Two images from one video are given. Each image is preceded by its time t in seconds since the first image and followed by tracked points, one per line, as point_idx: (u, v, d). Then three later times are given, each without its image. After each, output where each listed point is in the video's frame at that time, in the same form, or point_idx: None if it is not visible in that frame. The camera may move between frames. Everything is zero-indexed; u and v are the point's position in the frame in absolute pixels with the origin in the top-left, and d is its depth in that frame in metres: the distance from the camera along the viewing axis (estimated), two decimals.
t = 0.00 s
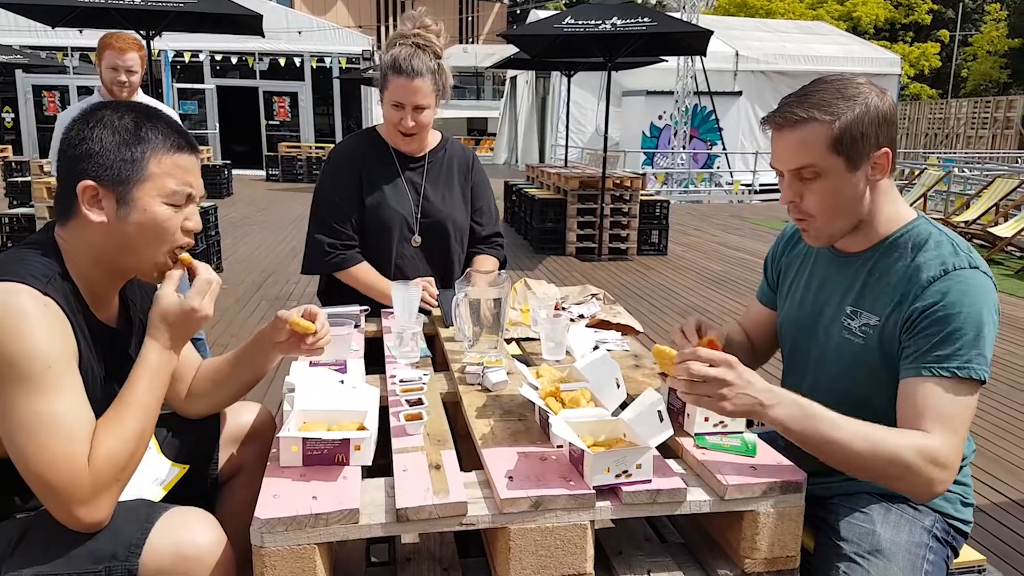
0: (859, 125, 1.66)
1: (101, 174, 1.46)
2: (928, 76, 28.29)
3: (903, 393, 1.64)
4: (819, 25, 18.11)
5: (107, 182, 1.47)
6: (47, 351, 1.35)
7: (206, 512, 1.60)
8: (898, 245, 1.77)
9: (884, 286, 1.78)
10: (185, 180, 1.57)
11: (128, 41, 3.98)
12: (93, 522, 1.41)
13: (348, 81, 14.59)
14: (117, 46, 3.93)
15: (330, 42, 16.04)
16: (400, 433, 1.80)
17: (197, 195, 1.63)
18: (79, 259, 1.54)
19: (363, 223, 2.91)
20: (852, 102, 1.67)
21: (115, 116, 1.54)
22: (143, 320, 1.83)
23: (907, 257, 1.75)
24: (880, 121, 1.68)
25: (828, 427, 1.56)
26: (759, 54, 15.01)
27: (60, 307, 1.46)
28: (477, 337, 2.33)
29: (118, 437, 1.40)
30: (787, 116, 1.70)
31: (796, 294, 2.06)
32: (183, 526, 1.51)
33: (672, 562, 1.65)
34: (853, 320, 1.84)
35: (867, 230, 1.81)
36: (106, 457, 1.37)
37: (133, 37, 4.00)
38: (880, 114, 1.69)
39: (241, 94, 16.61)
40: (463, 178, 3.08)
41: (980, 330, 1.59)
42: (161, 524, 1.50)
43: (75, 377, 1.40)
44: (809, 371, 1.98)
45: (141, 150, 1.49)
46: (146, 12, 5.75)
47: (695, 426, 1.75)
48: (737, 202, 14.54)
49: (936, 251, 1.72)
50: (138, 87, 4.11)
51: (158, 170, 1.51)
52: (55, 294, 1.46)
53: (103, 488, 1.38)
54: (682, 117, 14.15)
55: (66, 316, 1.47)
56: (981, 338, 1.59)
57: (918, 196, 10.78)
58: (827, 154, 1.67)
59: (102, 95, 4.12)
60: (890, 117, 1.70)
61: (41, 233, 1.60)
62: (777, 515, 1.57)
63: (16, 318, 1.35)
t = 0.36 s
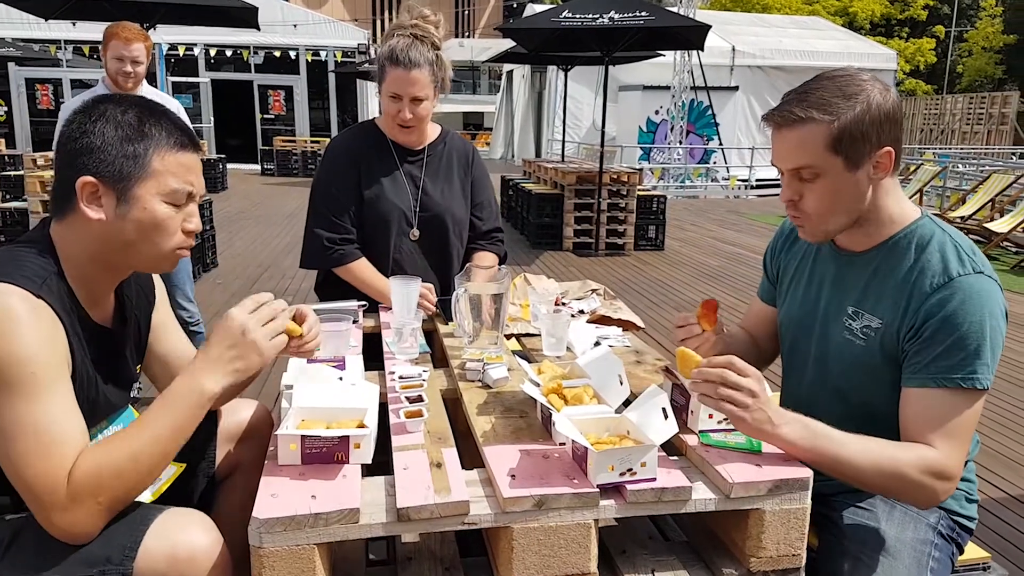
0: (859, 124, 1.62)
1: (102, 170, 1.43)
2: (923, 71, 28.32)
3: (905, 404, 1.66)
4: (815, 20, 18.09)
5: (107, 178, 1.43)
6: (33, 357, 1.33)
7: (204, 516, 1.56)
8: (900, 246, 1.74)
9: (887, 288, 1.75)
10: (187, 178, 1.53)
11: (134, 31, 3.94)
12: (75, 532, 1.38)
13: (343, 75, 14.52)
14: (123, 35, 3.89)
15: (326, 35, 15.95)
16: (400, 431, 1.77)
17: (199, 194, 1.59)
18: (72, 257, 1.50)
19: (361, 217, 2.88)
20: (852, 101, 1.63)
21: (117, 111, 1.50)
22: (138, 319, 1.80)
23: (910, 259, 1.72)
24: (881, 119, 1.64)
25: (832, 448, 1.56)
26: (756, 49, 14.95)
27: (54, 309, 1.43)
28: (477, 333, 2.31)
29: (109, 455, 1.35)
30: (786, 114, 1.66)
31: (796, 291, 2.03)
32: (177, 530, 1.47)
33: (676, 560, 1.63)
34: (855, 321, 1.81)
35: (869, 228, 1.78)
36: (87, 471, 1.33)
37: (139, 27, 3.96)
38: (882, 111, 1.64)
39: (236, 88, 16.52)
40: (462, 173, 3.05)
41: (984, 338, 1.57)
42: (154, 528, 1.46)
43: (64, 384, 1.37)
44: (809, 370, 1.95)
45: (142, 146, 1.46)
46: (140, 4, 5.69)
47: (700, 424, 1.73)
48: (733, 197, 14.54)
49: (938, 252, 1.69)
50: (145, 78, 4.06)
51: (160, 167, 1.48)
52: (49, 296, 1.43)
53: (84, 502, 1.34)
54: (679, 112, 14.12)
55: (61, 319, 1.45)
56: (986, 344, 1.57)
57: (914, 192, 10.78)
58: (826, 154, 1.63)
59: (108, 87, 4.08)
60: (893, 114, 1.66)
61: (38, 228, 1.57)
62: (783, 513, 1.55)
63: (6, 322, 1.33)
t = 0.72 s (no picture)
0: (862, 123, 1.59)
1: (94, 175, 1.40)
2: (915, 67, 28.39)
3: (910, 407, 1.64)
4: (808, 15, 18.08)
5: (99, 181, 1.41)
6: (20, 365, 1.29)
7: (196, 521, 1.53)
8: (905, 246, 1.71)
9: (891, 288, 1.72)
10: (176, 166, 1.52)
11: (135, 22, 3.86)
12: (60, 545, 1.37)
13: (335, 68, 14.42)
14: (125, 26, 3.81)
15: (318, 28, 15.85)
16: (399, 429, 1.74)
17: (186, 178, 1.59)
18: (61, 258, 1.48)
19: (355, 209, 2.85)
20: (855, 99, 1.60)
21: (93, 104, 1.45)
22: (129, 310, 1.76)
23: (916, 259, 1.69)
24: (885, 117, 1.61)
25: (836, 452, 1.55)
26: (749, 44, 14.94)
27: (36, 314, 1.39)
28: (476, 329, 2.28)
29: (102, 473, 1.34)
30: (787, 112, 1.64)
31: (798, 289, 2.00)
32: (170, 536, 1.43)
33: (680, 561, 1.61)
34: (858, 321, 1.78)
35: (872, 226, 1.75)
36: (76, 491, 1.31)
37: (140, 18, 3.88)
38: (885, 109, 1.61)
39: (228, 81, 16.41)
40: (458, 166, 3.01)
41: (990, 341, 1.55)
42: (142, 538, 1.42)
43: (49, 393, 1.33)
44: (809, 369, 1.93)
45: (130, 142, 1.43)
46: None
47: (703, 422, 1.71)
48: (727, 192, 14.54)
49: (944, 254, 1.66)
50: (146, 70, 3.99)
51: (152, 162, 1.46)
52: (31, 301, 1.39)
53: (70, 518, 1.32)
54: (673, 106, 14.11)
55: (46, 324, 1.41)
56: (993, 347, 1.55)
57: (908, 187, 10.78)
58: (828, 154, 1.60)
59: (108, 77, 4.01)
60: (897, 112, 1.63)
61: (15, 225, 1.51)
62: (788, 513, 1.52)
63: None
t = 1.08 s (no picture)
0: (858, 112, 1.58)
1: (82, 162, 1.37)
2: (909, 62, 28.42)
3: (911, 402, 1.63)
4: (802, 10, 18.07)
5: (87, 169, 1.37)
6: (18, 350, 1.28)
7: (183, 523, 1.51)
8: (903, 238, 1.70)
9: (890, 282, 1.71)
10: (169, 163, 1.48)
11: (133, 17, 3.79)
12: (80, 527, 1.35)
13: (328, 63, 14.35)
14: (123, 21, 3.76)
15: (311, 23, 15.77)
16: (391, 427, 1.72)
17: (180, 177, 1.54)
18: (52, 250, 1.45)
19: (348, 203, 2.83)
20: (849, 90, 1.59)
21: (90, 97, 1.44)
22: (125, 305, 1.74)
23: (915, 251, 1.68)
24: (880, 107, 1.60)
25: (834, 447, 1.55)
26: (743, 39, 14.94)
27: (31, 299, 1.37)
28: (469, 325, 2.26)
29: (114, 452, 1.32)
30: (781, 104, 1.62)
31: (795, 284, 1.99)
32: (155, 539, 1.42)
33: (675, 559, 1.60)
34: (858, 315, 1.76)
35: (870, 219, 1.74)
36: (90, 470, 1.30)
37: (138, 12, 3.82)
38: (880, 98, 1.61)
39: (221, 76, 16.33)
40: (449, 161, 3.00)
41: (992, 332, 1.55)
42: (127, 542, 1.41)
43: (51, 374, 1.33)
44: (808, 365, 1.91)
45: (122, 134, 1.40)
46: None
47: (698, 419, 1.70)
48: (721, 187, 14.55)
49: (943, 245, 1.65)
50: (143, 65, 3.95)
51: (142, 154, 1.43)
52: (25, 287, 1.38)
53: (86, 498, 1.31)
54: (667, 102, 14.11)
55: (41, 310, 1.39)
56: (993, 338, 1.55)
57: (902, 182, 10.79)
58: (824, 145, 1.59)
59: (104, 70, 3.96)
60: (892, 102, 1.62)
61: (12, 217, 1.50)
62: (784, 510, 1.51)
63: None
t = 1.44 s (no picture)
0: (864, 100, 1.54)
1: (89, 160, 1.36)
2: (929, 51, 27.96)
3: (919, 395, 1.55)
4: None
5: (95, 169, 1.37)
6: (38, 345, 1.26)
7: (192, 502, 1.46)
8: (913, 229, 1.63)
9: (899, 274, 1.64)
10: (177, 164, 1.47)
11: (145, 10, 3.80)
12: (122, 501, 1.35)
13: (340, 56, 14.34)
14: (135, 16, 3.76)
15: (323, 16, 15.76)
16: (391, 418, 1.72)
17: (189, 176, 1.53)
18: (61, 241, 1.43)
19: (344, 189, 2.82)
20: (855, 78, 1.55)
21: (101, 94, 1.42)
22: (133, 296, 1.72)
23: (925, 242, 1.61)
24: (887, 94, 1.55)
25: (835, 438, 1.51)
26: (757, 28, 14.78)
27: (46, 292, 1.36)
28: (471, 317, 2.25)
29: (146, 433, 1.31)
30: (786, 93, 1.58)
31: (803, 275, 1.92)
32: (168, 520, 1.36)
33: (676, 553, 1.58)
34: (865, 307, 1.70)
35: (878, 209, 1.67)
36: (128, 453, 1.29)
37: (150, 6, 3.82)
38: (888, 85, 1.56)
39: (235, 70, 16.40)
40: (440, 148, 2.99)
41: (1004, 326, 1.47)
42: (141, 517, 1.36)
43: (77, 362, 1.31)
44: (815, 359, 1.84)
45: (130, 134, 1.38)
46: None
47: (700, 412, 1.68)
48: (735, 178, 14.42)
49: (954, 237, 1.58)
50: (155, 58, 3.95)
51: (150, 156, 1.41)
52: (40, 280, 1.36)
53: (124, 479, 1.31)
54: (679, 92, 14.01)
55: (55, 302, 1.38)
56: (1006, 331, 1.47)
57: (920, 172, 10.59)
58: (829, 133, 1.54)
59: (117, 64, 3.97)
60: (903, 89, 1.57)
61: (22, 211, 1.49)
62: (788, 505, 1.48)
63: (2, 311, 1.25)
